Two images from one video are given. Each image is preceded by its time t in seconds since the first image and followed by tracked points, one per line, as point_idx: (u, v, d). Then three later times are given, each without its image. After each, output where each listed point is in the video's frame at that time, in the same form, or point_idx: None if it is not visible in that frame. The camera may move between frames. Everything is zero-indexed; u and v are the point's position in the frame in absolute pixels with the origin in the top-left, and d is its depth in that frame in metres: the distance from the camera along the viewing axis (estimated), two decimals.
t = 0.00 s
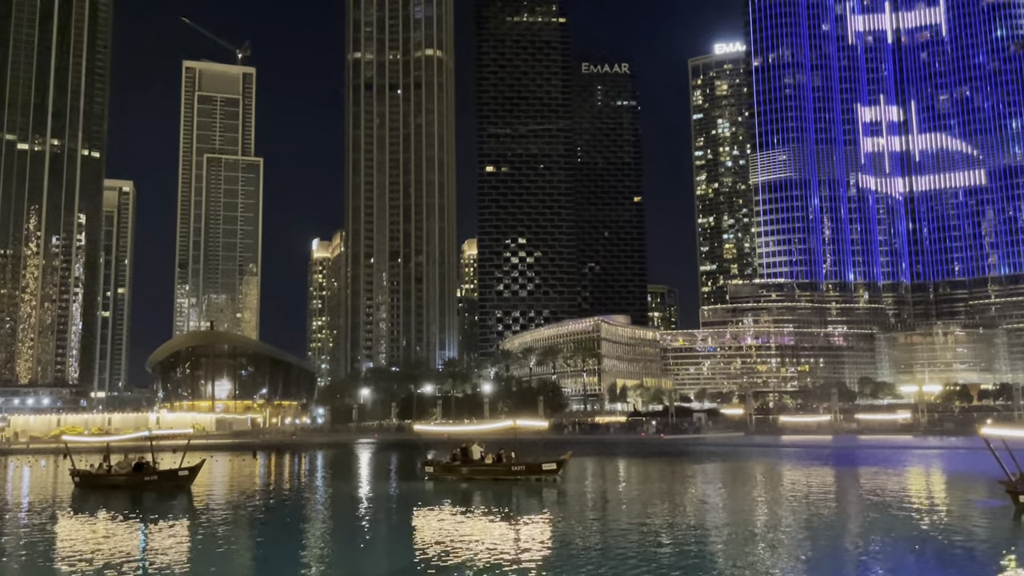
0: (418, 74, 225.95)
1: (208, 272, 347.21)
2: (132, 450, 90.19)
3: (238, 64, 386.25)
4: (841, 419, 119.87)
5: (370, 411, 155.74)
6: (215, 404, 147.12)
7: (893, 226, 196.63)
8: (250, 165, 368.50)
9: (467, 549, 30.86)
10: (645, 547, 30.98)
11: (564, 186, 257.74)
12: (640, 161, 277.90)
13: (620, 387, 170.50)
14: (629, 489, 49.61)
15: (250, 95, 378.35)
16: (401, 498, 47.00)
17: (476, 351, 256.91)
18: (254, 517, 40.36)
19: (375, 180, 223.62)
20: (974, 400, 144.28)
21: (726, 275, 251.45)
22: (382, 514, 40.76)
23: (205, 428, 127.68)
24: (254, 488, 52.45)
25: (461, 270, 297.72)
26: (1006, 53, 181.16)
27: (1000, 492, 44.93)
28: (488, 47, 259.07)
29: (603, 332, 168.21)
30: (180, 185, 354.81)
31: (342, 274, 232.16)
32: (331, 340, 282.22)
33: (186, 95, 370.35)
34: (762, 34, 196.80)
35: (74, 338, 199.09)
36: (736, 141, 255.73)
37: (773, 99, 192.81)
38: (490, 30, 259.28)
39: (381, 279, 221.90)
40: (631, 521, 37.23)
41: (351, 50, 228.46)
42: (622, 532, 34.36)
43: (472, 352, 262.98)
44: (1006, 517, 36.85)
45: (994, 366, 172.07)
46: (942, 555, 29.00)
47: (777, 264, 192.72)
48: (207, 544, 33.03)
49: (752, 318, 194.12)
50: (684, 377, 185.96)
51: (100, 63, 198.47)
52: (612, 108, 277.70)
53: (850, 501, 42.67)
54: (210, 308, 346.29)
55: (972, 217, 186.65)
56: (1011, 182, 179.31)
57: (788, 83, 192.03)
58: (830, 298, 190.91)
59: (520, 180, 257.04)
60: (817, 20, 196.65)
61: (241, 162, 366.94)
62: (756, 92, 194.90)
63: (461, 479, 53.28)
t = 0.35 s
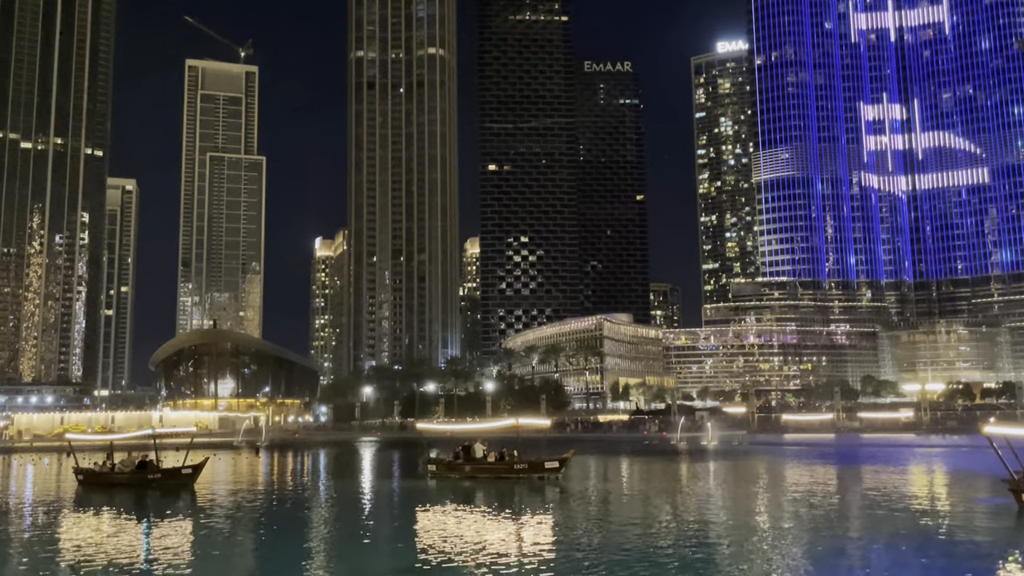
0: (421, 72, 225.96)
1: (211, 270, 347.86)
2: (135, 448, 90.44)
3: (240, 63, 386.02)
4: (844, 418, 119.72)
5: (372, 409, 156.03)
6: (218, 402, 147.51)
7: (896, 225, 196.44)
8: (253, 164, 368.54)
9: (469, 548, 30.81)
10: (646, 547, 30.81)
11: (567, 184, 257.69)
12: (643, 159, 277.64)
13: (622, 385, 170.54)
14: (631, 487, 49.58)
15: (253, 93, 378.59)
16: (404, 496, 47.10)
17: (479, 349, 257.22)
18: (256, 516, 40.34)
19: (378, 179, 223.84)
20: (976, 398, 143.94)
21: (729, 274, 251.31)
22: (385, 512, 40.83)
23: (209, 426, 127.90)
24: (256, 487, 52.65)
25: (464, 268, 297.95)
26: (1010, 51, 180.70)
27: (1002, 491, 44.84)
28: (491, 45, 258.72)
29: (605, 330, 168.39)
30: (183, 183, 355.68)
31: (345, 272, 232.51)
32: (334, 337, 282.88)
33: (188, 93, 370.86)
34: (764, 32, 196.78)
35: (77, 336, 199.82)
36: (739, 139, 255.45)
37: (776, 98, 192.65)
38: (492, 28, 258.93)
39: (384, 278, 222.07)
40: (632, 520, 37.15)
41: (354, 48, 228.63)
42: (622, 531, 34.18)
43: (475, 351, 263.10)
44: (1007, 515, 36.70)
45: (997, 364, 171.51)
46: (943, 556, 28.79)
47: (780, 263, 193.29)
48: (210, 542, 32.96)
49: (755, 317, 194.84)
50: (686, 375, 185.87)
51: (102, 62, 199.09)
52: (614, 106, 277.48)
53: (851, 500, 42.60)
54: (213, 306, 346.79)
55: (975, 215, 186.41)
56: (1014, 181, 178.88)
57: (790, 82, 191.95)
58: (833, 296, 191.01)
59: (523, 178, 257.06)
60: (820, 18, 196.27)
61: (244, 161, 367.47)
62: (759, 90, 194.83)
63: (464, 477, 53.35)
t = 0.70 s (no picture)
0: (422, 71, 225.91)
1: (213, 270, 348.14)
2: (137, 446, 90.55)
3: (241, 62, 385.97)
4: (845, 417, 119.68)
5: (373, 409, 156.11)
6: (219, 401, 147.64)
7: (898, 223, 196.30)
8: (254, 163, 368.44)
9: (475, 546, 30.89)
10: (648, 547, 30.66)
11: (568, 183, 257.68)
12: (644, 158, 277.54)
13: (623, 384, 170.51)
14: (632, 486, 49.53)
15: (254, 92, 378.49)
16: (405, 495, 47.12)
17: (480, 348, 257.00)
18: (258, 514, 40.29)
19: (379, 177, 223.88)
20: (978, 397, 143.67)
21: (730, 272, 251.27)
22: (386, 511, 40.81)
23: (210, 424, 128.13)
24: (258, 486, 52.67)
25: (465, 267, 297.86)
26: (1011, 50, 180.37)
27: (1005, 490, 44.76)
28: (492, 44, 258.97)
29: (606, 329, 168.43)
30: (185, 182, 356.17)
31: (346, 271, 232.55)
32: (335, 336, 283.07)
33: (190, 93, 370.89)
34: (766, 31, 196.71)
35: (79, 335, 200.10)
36: (740, 138, 255.24)
37: (778, 96, 192.57)
38: (493, 28, 258.95)
39: (385, 277, 222.15)
40: (634, 519, 37.04)
41: (355, 47, 228.97)
42: (624, 530, 34.18)
43: (476, 350, 263.15)
44: (1010, 514, 36.61)
45: (999, 363, 171.29)
46: (945, 555, 28.70)
47: (782, 262, 192.77)
48: (216, 542, 32.93)
49: (756, 317, 193.63)
50: (688, 374, 185.80)
51: (103, 62, 199.30)
52: (615, 105, 277.39)
53: (853, 499, 42.51)
54: (214, 305, 346.93)
55: (976, 213, 186.03)
56: (1016, 179, 178.70)
57: (792, 80, 191.86)
58: (834, 295, 190.21)
59: (524, 177, 256.99)
60: (821, 16, 196.32)
61: (245, 160, 367.59)
62: (760, 89, 194.66)
63: (465, 476, 53.31)
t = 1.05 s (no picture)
0: (422, 70, 225.78)
1: (213, 269, 348.50)
2: (138, 445, 90.43)
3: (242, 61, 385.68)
4: (847, 415, 119.65)
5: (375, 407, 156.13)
6: (220, 399, 147.21)
7: (899, 221, 196.40)
8: (254, 162, 368.50)
9: (477, 546, 30.70)
10: (648, 546, 30.40)
11: (568, 181, 257.47)
12: (645, 156, 277.38)
13: (624, 382, 170.39)
14: (633, 484, 49.62)
15: (255, 91, 378.30)
16: (406, 493, 47.24)
17: (481, 347, 256.89)
18: (259, 513, 40.16)
19: (379, 176, 223.87)
20: (980, 395, 143.54)
21: (730, 271, 251.31)
22: (387, 510, 40.85)
23: (210, 422, 127.94)
24: (258, 484, 52.68)
25: (466, 265, 297.91)
26: (1012, 47, 180.10)
27: (1005, 487, 44.83)
28: (492, 42, 258.51)
29: (607, 328, 168.54)
30: (185, 181, 356.42)
31: (347, 270, 232.44)
32: (336, 335, 282.86)
33: (190, 91, 370.79)
34: (766, 29, 196.51)
35: (80, 334, 200.10)
36: (741, 136, 254.95)
37: (778, 94, 192.38)
38: (493, 26, 258.64)
39: (386, 275, 222.09)
40: (635, 518, 36.81)
41: (356, 46, 229.04)
42: (624, 528, 34.21)
43: (477, 348, 263.12)
44: (1012, 511, 36.69)
45: (1000, 361, 171.05)
46: (945, 552, 28.75)
47: (783, 260, 192.50)
48: (216, 541, 32.77)
49: (757, 315, 192.80)
50: (689, 373, 185.61)
51: (104, 60, 199.01)
52: (616, 104, 277.24)
53: (854, 497, 42.53)
54: (215, 304, 346.73)
55: (977, 211, 185.81)
56: (1016, 177, 178.56)
57: (793, 78, 191.74)
58: (835, 293, 190.08)
59: (524, 176, 256.85)
60: (821, 14, 196.23)
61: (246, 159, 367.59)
62: (761, 86, 194.42)
63: (466, 474, 53.25)
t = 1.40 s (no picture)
0: (422, 66, 225.56)
1: (213, 266, 348.90)
2: (139, 443, 90.33)
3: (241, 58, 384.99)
4: (847, 412, 119.71)
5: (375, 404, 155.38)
6: (220, 398, 146.45)
7: (899, 218, 196.42)
8: (254, 159, 368.52)
9: (476, 544, 30.40)
10: (647, 545, 29.97)
11: (568, 178, 257.32)
12: (645, 152, 277.28)
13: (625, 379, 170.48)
14: (634, 481, 49.62)
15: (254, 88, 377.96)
16: (406, 490, 47.22)
17: (481, 344, 257.03)
18: (257, 511, 39.91)
19: (379, 173, 223.74)
20: (980, 391, 143.39)
21: (730, 267, 251.32)
22: (387, 507, 40.76)
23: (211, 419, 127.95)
24: (258, 482, 52.63)
25: (466, 262, 298.09)
26: (1012, 43, 179.53)
27: (1005, 484, 44.74)
28: (491, 39, 258.20)
29: (607, 325, 169.66)
30: (184, 178, 356.15)
31: (347, 267, 232.32)
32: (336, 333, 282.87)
33: (190, 88, 369.93)
34: (766, 25, 196.35)
35: (80, 331, 199.95)
36: (741, 132, 254.56)
37: (779, 90, 192.19)
38: (493, 23, 258.18)
39: (386, 272, 221.91)
40: (633, 515, 36.49)
41: (355, 43, 228.51)
42: (624, 525, 34.11)
43: (478, 345, 263.03)
44: (1012, 508, 36.59)
45: (1000, 357, 170.73)
46: (946, 549, 28.60)
47: (783, 256, 192.38)
48: (215, 540, 32.48)
49: (757, 312, 193.18)
50: (689, 369, 185.44)
51: (103, 57, 198.53)
52: (616, 100, 277.31)
53: (854, 494, 42.40)
54: (215, 301, 346.82)
55: (977, 207, 185.34)
56: (1017, 173, 178.10)
57: (793, 74, 191.64)
58: (835, 289, 190.20)
59: (524, 173, 256.85)
60: (821, 10, 196.03)
61: (245, 156, 367.50)
62: (761, 82, 194.28)
63: (467, 471, 53.34)
